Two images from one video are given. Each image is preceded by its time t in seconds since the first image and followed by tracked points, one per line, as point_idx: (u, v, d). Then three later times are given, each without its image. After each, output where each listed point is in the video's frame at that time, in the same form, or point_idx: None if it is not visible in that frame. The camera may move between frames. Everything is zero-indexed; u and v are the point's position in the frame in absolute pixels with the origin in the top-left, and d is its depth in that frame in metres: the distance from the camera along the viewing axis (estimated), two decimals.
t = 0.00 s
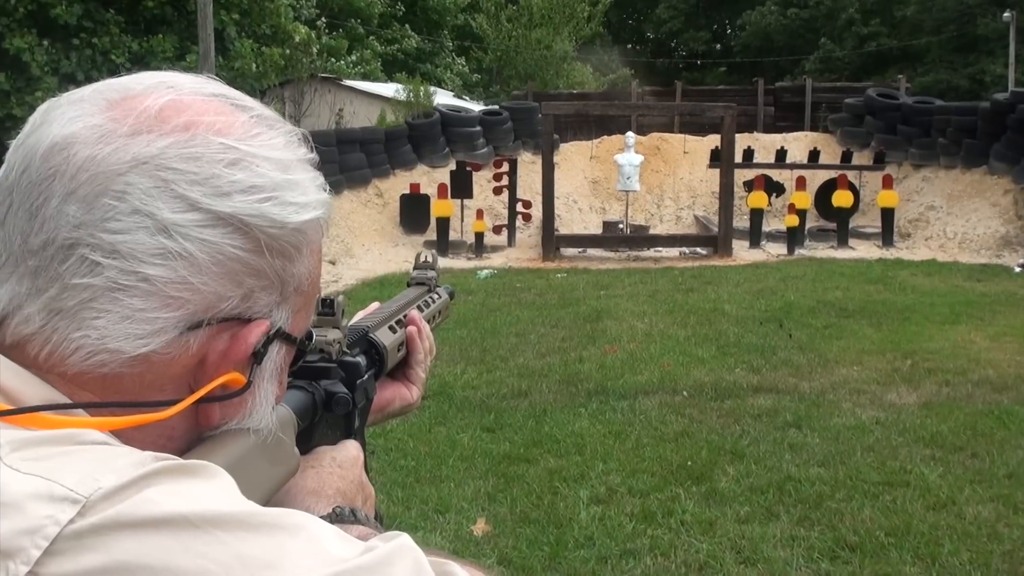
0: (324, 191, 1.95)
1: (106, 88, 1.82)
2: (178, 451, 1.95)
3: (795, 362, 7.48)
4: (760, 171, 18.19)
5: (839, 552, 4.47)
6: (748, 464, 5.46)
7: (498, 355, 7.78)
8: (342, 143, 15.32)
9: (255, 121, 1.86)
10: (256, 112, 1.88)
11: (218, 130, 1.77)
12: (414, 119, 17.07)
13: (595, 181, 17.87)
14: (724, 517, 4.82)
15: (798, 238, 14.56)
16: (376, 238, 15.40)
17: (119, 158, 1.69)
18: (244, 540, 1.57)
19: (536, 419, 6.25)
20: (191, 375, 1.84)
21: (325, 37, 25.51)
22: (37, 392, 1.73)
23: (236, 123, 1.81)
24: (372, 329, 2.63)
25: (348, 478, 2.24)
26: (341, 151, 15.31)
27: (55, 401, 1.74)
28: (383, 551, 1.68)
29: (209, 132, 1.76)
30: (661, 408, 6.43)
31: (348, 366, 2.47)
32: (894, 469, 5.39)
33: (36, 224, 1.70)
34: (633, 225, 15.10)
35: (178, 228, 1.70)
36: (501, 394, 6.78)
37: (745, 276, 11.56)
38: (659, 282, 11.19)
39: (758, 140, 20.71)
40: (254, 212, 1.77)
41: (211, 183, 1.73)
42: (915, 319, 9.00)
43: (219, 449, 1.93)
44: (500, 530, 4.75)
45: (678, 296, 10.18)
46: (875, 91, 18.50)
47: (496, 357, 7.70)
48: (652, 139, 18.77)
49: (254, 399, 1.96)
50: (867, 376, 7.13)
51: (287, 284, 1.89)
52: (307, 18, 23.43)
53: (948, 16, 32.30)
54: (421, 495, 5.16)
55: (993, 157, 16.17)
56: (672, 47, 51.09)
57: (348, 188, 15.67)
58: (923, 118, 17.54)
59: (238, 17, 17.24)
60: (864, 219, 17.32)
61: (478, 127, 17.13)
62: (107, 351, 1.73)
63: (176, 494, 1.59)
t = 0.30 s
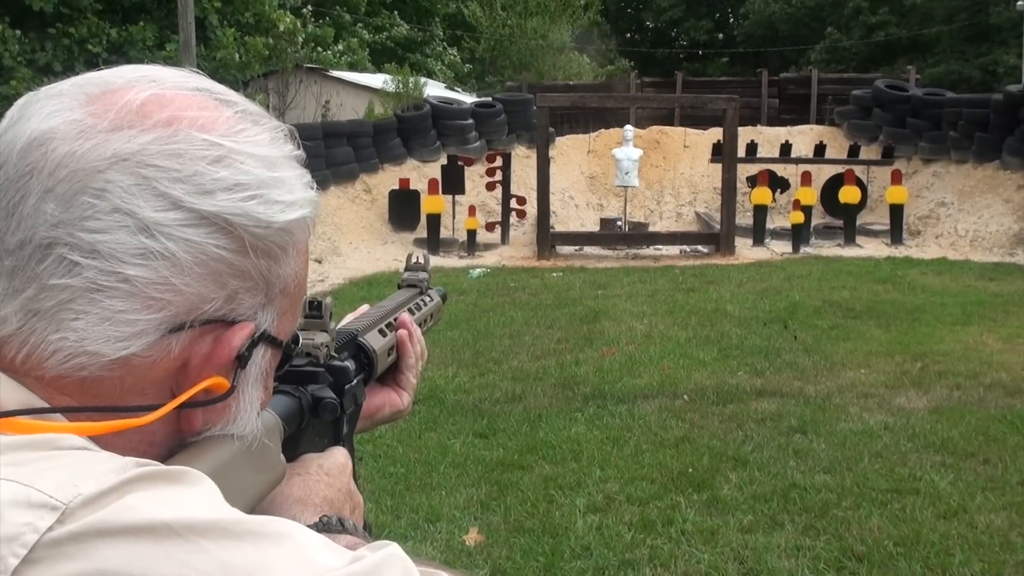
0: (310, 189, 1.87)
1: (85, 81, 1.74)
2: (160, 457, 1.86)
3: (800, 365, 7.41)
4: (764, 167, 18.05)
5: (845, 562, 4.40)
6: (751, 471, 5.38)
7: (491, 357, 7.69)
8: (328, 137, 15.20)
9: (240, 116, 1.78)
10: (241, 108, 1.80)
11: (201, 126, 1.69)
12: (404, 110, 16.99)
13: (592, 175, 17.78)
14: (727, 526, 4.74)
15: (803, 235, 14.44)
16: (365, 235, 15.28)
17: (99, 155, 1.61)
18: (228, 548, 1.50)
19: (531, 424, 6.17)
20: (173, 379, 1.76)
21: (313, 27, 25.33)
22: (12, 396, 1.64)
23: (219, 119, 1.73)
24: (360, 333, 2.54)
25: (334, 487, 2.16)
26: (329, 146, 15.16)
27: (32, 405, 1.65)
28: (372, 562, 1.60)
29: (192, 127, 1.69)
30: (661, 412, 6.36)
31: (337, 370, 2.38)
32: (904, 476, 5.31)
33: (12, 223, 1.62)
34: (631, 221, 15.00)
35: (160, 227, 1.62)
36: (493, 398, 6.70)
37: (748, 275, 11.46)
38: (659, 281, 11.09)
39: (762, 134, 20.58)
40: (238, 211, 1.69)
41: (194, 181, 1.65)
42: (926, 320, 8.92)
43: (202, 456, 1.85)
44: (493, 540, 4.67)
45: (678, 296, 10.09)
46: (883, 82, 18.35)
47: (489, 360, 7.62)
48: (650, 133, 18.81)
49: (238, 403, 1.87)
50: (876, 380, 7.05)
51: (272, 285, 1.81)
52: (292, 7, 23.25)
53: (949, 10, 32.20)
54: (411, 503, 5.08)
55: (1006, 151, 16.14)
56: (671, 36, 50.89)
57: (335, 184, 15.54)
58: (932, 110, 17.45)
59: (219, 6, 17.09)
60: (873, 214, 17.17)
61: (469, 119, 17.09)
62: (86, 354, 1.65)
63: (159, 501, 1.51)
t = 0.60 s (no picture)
0: (297, 186, 1.80)
1: (58, 72, 1.66)
2: (137, 471, 1.80)
3: (803, 370, 7.33)
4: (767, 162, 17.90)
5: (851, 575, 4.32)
6: (753, 481, 5.30)
7: (482, 361, 7.60)
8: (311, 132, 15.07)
9: (221, 109, 1.70)
10: (224, 101, 1.73)
11: (178, 122, 1.61)
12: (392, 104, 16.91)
13: (586, 171, 17.70)
14: (727, 537, 4.67)
15: (807, 234, 14.29)
16: (351, 233, 15.15)
17: (67, 153, 1.53)
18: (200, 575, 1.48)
19: (523, 431, 6.08)
20: (150, 390, 1.69)
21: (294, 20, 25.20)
22: None
23: (197, 114, 1.65)
24: (358, 333, 2.41)
25: (326, 497, 2.08)
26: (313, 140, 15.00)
27: None
28: None
29: (168, 123, 1.60)
30: (659, 419, 6.27)
31: (332, 375, 2.27)
32: (911, 485, 5.24)
33: None
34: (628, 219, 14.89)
35: (131, 232, 1.54)
36: (485, 404, 6.62)
37: (749, 276, 11.36)
38: (657, 282, 11.00)
39: (764, 128, 20.43)
40: (215, 213, 1.61)
41: (169, 181, 1.57)
42: (933, 323, 8.82)
43: (184, 471, 1.77)
44: (484, 552, 4.58)
45: (676, 298, 10.00)
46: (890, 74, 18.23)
47: (479, 364, 7.53)
48: (647, 127, 18.87)
49: (222, 413, 1.80)
50: (883, 385, 6.97)
51: (256, 289, 1.74)
52: None
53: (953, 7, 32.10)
54: (398, 514, 4.99)
55: (1016, 148, 15.97)
56: (669, 29, 50.73)
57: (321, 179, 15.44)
58: (942, 105, 17.27)
59: None
60: (879, 213, 17.00)
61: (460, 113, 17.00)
62: (54, 367, 1.58)
63: (129, 526, 1.48)
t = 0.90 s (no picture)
0: (301, 187, 1.76)
1: (57, 68, 1.62)
2: (135, 482, 1.72)
3: (812, 375, 7.25)
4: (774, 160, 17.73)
5: None
6: (760, 491, 5.23)
7: (478, 366, 7.52)
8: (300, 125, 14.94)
9: (225, 108, 1.67)
10: (228, 98, 1.70)
11: (183, 118, 1.58)
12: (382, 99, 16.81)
13: (586, 169, 17.63)
14: (732, 550, 4.59)
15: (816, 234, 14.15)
16: (340, 233, 15.03)
17: (69, 149, 1.49)
18: None
19: (520, 438, 6.01)
20: (150, 397, 1.64)
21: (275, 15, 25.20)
22: None
23: (202, 111, 1.62)
24: (350, 344, 2.27)
25: (324, 513, 1.98)
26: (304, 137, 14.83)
27: None
28: None
29: (173, 120, 1.57)
30: (662, 426, 6.19)
31: (326, 386, 2.14)
32: (924, 496, 5.17)
33: None
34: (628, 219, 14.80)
35: (135, 231, 1.50)
36: (480, 411, 6.54)
37: (755, 278, 11.27)
38: (660, 284, 10.92)
39: (771, 124, 20.15)
40: (221, 212, 1.57)
41: (174, 179, 1.53)
42: (948, 327, 8.75)
43: (181, 481, 1.71)
44: (479, 565, 4.52)
45: (680, 300, 9.92)
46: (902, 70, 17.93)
47: (474, 369, 7.46)
48: (649, 124, 18.67)
49: (222, 422, 1.74)
50: (894, 392, 6.89)
51: (259, 293, 1.69)
52: None
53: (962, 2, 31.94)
54: (390, 524, 4.92)
55: None
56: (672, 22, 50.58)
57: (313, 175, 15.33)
58: (954, 100, 17.11)
59: None
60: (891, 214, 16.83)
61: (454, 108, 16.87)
62: (52, 370, 1.53)
63: (130, 532, 1.44)
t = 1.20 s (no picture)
0: (297, 184, 1.68)
1: (46, 62, 1.55)
2: (126, 488, 1.63)
3: (820, 383, 7.12)
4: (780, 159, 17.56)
5: None
6: (764, 502, 5.10)
7: (471, 373, 7.42)
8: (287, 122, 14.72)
9: (218, 103, 1.60)
10: (221, 94, 1.63)
11: (177, 113, 1.51)
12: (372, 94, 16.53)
13: (585, 166, 17.52)
14: (736, 564, 4.47)
15: (824, 236, 14.01)
16: (328, 233, 14.87)
17: (62, 145, 1.42)
18: None
19: (515, 447, 5.90)
20: (142, 400, 1.56)
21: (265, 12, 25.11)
22: None
23: (195, 106, 1.55)
24: (341, 346, 2.20)
25: (315, 520, 1.90)
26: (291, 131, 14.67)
27: None
28: None
29: (167, 115, 1.50)
30: (662, 435, 6.07)
31: (316, 390, 2.06)
32: (934, 508, 5.04)
33: None
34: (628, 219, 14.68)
35: (130, 227, 1.43)
36: (474, 419, 6.43)
37: (760, 281, 11.16)
38: (660, 287, 10.83)
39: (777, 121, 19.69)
40: (216, 209, 1.50)
41: (169, 175, 1.46)
42: (961, 333, 8.62)
43: (171, 487, 1.62)
44: None
45: (681, 305, 9.81)
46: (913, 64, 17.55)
47: (468, 375, 7.35)
48: (650, 121, 18.44)
49: (212, 427, 1.66)
50: (905, 400, 6.76)
51: (253, 294, 1.61)
52: None
53: None
54: (379, 537, 4.81)
55: None
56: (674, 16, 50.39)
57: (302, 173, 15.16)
58: (967, 97, 16.76)
59: None
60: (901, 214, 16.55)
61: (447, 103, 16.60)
62: (44, 371, 1.45)
63: (129, 536, 1.40)
